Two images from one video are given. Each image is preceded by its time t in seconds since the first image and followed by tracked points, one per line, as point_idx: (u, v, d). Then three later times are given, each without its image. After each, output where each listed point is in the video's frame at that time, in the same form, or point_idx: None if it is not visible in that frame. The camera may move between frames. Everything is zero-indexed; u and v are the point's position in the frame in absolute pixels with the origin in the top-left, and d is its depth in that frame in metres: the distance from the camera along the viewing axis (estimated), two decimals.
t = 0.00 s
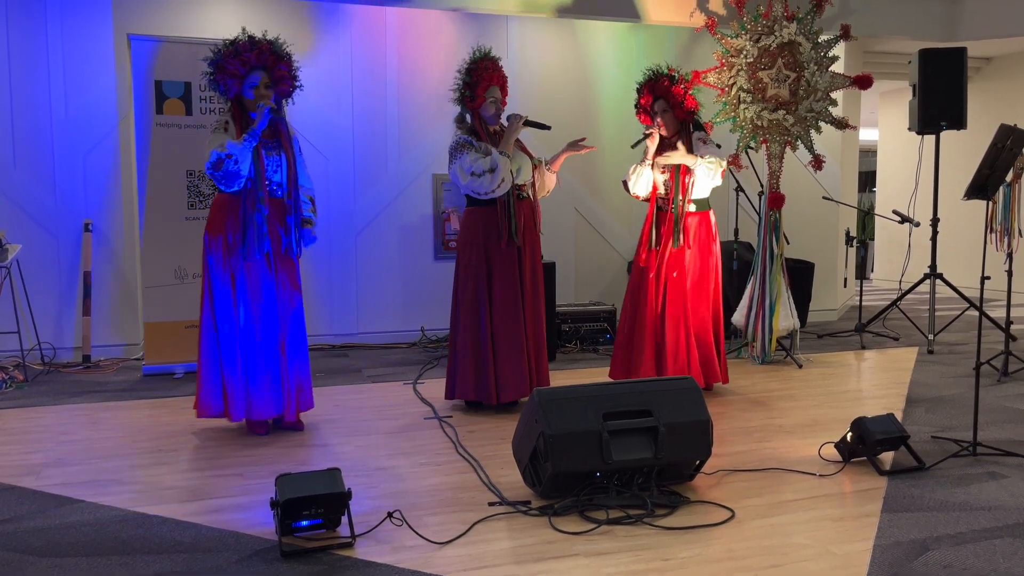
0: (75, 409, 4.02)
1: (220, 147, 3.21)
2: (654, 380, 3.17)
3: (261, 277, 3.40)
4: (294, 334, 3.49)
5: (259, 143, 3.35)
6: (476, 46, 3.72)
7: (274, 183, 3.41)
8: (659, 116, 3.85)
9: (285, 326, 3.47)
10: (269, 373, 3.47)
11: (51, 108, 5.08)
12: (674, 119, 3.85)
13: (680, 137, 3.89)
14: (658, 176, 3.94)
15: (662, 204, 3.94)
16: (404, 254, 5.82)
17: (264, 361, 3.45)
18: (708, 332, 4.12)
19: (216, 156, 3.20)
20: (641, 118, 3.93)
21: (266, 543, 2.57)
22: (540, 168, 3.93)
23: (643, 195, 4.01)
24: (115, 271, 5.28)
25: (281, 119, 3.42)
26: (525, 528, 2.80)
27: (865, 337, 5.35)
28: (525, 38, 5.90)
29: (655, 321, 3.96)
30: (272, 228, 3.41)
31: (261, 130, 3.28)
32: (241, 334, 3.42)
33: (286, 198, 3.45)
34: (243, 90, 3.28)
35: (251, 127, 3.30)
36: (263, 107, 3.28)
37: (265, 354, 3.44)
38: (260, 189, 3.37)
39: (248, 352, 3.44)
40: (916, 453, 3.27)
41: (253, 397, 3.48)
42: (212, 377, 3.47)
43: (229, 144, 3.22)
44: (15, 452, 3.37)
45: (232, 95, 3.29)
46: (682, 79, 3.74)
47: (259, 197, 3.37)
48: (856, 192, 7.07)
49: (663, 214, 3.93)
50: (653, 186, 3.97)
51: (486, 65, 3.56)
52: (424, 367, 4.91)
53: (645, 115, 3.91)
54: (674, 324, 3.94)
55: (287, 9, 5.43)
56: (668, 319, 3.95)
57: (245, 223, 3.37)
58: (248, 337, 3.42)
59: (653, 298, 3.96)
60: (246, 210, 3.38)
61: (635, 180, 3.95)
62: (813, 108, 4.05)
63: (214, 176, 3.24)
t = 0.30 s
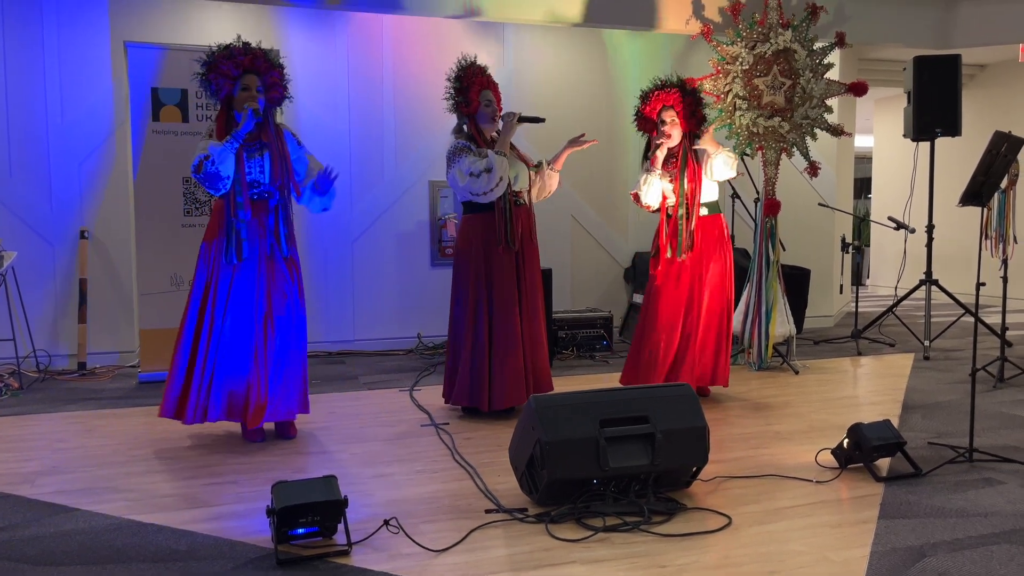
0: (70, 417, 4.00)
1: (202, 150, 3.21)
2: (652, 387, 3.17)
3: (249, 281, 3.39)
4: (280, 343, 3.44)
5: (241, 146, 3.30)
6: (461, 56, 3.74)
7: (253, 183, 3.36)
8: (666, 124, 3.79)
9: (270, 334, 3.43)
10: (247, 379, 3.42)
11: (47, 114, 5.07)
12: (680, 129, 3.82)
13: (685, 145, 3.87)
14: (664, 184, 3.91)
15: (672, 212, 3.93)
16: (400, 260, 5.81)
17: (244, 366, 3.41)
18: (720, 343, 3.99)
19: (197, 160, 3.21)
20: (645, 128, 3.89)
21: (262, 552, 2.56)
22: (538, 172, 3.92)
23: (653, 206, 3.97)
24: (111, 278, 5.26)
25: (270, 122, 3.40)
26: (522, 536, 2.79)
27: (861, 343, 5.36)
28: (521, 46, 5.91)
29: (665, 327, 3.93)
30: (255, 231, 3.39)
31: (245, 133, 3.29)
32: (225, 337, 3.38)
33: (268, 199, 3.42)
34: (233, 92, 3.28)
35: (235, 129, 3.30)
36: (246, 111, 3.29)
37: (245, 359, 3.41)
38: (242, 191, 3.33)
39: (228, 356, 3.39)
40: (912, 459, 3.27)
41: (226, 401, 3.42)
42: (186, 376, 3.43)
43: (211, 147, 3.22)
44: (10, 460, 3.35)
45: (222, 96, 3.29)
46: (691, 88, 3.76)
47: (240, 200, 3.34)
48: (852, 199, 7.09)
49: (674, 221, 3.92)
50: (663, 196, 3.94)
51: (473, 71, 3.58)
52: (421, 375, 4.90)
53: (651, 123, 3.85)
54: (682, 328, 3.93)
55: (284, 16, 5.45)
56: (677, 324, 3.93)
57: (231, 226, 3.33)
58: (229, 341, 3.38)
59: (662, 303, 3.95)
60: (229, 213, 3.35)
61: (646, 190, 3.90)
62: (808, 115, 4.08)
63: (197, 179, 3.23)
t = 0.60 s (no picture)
0: (56, 429, 3.98)
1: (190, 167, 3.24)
2: (641, 400, 3.18)
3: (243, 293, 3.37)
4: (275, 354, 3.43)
5: (229, 159, 3.32)
6: (437, 74, 3.79)
7: (242, 197, 3.36)
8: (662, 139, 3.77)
9: (265, 345, 3.41)
10: (240, 391, 3.39)
11: (36, 126, 5.06)
12: (674, 144, 3.82)
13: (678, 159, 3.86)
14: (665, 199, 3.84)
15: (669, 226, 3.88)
16: (391, 271, 5.81)
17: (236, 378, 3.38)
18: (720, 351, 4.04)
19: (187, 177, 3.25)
20: (636, 143, 3.85)
21: (250, 565, 2.54)
22: (530, 178, 3.91)
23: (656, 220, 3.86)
24: (99, 289, 5.25)
25: (257, 133, 3.37)
26: (511, 548, 2.79)
27: (849, 354, 5.38)
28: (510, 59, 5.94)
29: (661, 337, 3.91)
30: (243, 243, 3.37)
31: (230, 147, 3.30)
32: (216, 348, 3.38)
33: (257, 211, 3.40)
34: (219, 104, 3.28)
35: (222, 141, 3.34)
36: (230, 122, 3.29)
37: (240, 371, 3.38)
38: (230, 204, 3.35)
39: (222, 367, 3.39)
40: (900, 470, 3.29)
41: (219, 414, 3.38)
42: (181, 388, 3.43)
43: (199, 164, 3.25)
44: None
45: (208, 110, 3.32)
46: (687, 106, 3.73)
47: (229, 213, 3.36)
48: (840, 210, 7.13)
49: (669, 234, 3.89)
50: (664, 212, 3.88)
51: (451, 84, 3.61)
52: (410, 386, 4.90)
53: (642, 138, 3.82)
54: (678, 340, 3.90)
55: (275, 29, 5.46)
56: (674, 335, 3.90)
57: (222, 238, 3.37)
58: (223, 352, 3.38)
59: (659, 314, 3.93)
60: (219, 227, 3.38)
61: (651, 203, 3.80)
62: (796, 128, 4.09)
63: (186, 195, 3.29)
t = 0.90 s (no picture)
0: (30, 446, 3.92)
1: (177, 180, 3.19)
2: (620, 413, 3.19)
3: (231, 306, 3.35)
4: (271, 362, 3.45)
5: (217, 169, 3.30)
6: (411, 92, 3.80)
7: (232, 208, 3.35)
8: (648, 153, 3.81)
9: (256, 357, 3.40)
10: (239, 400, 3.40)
11: (13, 138, 5.02)
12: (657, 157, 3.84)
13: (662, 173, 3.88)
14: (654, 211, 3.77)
15: (660, 240, 3.85)
16: (372, 283, 5.80)
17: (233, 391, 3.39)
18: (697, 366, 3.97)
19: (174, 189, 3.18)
20: (620, 155, 3.82)
21: None
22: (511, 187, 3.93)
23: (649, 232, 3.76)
24: (76, 303, 5.20)
25: (243, 144, 3.38)
26: (491, 564, 2.77)
27: (829, 366, 5.42)
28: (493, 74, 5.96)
29: (645, 351, 3.90)
30: (234, 252, 3.35)
31: (217, 156, 3.22)
32: (211, 361, 3.35)
33: (247, 222, 3.38)
34: (202, 114, 3.27)
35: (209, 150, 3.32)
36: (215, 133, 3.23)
37: (239, 381, 3.38)
38: (220, 215, 3.32)
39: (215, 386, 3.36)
40: (878, 483, 3.31)
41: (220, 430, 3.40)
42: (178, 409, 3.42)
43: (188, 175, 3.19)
44: None
45: (192, 121, 3.29)
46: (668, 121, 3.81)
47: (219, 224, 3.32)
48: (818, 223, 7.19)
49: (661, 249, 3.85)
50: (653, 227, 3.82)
51: (427, 100, 3.62)
52: (391, 400, 4.88)
53: (629, 153, 3.80)
54: (661, 354, 3.90)
55: (256, 41, 5.44)
56: (658, 349, 3.89)
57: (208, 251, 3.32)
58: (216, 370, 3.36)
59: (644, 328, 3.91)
60: (207, 238, 3.33)
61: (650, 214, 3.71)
62: (775, 142, 4.09)
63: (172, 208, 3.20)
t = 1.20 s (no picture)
0: None
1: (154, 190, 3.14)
2: (590, 419, 3.19)
3: (216, 317, 3.30)
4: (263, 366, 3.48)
5: (193, 180, 3.25)
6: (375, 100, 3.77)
7: (211, 219, 3.31)
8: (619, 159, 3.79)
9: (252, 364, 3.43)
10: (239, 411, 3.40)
11: None
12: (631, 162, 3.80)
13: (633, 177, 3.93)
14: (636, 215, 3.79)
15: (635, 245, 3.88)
16: (341, 292, 5.77)
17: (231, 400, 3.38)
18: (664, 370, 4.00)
19: (151, 201, 3.13)
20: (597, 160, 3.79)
21: None
22: (480, 188, 3.92)
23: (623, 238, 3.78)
24: (38, 315, 5.11)
25: (215, 156, 3.33)
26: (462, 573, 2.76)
27: (797, 371, 5.47)
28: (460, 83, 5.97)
29: (617, 357, 3.90)
30: (215, 263, 3.31)
31: (196, 166, 3.25)
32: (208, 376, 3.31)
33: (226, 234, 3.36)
34: (173, 125, 3.23)
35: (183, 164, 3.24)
36: (192, 143, 3.26)
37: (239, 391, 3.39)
38: (200, 227, 3.28)
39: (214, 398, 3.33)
40: (845, 486, 3.34)
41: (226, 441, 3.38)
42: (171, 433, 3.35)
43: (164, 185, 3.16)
44: None
45: (164, 131, 3.25)
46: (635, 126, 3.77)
47: (198, 235, 3.28)
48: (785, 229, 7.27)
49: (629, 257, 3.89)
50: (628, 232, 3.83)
51: (391, 109, 3.60)
52: (361, 410, 4.84)
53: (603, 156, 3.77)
54: (631, 359, 3.91)
55: (223, 51, 5.40)
56: (629, 355, 3.90)
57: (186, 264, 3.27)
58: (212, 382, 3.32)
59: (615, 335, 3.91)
60: (185, 250, 3.28)
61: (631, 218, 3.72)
62: (742, 149, 4.11)
63: (152, 221, 3.16)
